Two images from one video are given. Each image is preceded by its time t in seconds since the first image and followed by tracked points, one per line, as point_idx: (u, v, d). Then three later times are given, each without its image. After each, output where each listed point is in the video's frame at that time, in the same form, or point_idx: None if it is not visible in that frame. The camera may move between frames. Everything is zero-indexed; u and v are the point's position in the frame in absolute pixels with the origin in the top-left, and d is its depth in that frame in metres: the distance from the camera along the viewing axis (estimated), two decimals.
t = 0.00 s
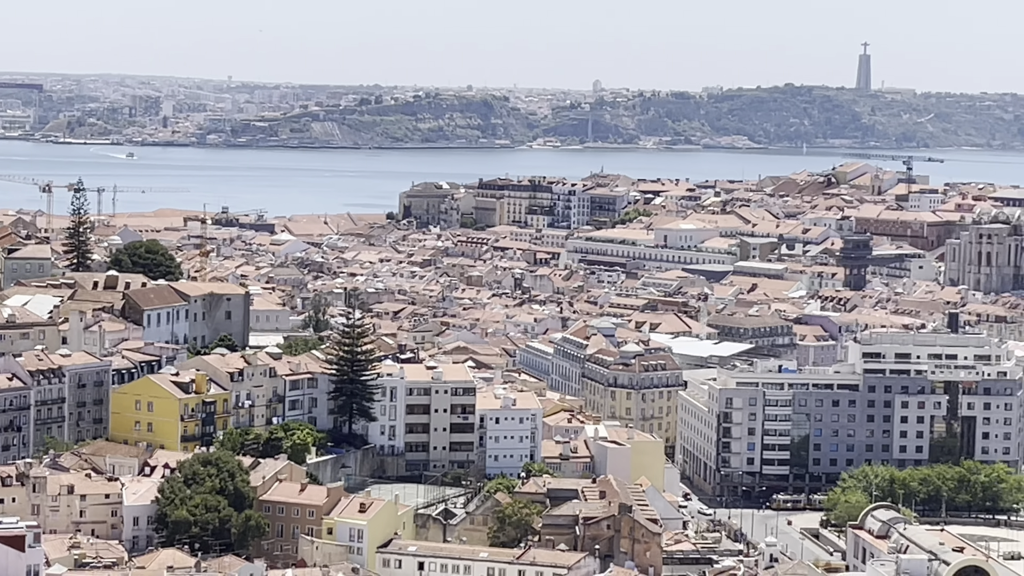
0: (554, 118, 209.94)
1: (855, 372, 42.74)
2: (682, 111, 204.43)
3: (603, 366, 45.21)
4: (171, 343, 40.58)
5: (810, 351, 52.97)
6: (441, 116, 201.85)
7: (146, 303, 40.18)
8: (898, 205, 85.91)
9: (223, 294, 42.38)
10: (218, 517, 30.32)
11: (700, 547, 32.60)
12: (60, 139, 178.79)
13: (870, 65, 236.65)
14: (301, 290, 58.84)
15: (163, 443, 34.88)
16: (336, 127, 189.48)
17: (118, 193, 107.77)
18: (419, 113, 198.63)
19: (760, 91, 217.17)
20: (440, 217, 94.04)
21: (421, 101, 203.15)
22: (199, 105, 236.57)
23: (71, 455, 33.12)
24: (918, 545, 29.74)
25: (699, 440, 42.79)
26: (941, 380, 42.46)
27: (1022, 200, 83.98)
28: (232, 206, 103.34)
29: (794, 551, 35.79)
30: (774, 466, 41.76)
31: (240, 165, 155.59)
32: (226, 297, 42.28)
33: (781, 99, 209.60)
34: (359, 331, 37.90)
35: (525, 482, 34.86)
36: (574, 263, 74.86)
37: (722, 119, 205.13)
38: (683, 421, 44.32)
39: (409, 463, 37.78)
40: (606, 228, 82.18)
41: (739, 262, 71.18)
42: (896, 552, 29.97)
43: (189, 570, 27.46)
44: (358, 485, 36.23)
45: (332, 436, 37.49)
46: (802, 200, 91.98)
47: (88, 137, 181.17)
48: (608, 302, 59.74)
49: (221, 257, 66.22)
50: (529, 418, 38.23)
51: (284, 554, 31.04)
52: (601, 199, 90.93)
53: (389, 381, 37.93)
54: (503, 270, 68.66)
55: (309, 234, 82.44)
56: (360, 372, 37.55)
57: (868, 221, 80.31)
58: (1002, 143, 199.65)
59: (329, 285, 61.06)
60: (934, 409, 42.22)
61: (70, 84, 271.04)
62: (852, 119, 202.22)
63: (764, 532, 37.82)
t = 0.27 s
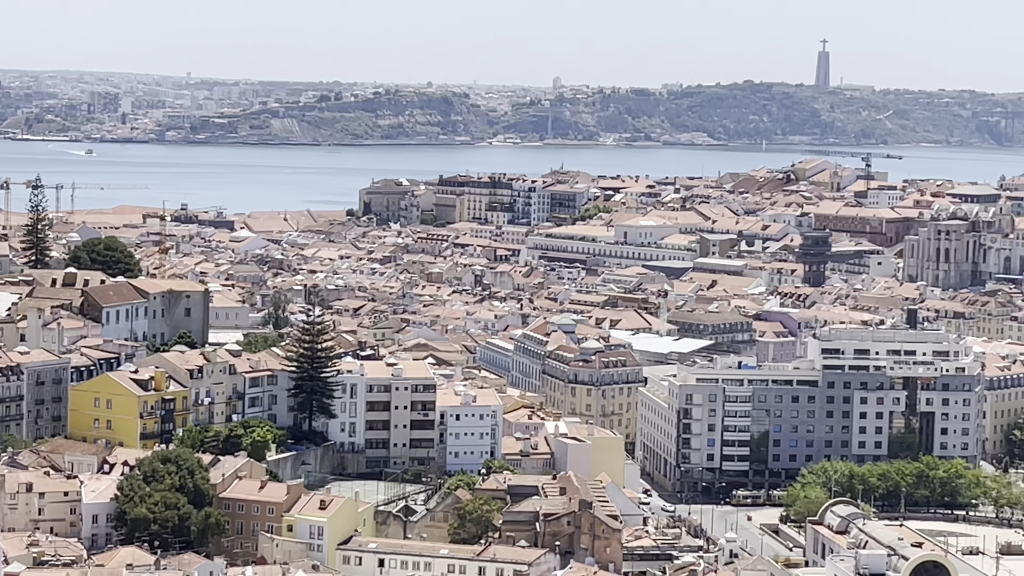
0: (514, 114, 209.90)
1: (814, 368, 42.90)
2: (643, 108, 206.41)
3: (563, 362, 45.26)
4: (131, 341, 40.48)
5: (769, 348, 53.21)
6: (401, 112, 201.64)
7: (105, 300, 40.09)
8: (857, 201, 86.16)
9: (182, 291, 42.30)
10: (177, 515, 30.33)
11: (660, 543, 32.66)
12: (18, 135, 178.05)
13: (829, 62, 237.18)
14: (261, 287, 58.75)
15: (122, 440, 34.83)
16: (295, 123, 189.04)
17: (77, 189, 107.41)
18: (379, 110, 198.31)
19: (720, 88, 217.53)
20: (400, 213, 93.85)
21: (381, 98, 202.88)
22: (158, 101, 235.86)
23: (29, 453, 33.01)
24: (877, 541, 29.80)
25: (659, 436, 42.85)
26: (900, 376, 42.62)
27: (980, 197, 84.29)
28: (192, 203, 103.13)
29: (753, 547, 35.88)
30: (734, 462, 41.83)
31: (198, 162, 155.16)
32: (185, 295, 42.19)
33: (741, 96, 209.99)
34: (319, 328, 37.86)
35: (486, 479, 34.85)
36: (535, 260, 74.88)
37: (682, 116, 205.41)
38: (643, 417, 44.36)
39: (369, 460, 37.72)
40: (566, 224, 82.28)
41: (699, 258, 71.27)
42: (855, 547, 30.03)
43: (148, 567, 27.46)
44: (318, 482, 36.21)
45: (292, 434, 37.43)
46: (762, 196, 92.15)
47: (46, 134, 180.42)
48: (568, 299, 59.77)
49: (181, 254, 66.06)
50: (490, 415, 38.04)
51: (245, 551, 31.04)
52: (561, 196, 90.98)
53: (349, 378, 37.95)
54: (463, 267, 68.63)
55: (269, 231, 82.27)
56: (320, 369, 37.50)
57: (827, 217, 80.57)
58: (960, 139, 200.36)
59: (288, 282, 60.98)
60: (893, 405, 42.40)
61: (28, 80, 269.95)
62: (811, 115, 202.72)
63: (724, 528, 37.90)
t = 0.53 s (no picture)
0: (476, 112, 209.90)
1: (776, 365, 42.90)
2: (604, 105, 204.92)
3: (525, 360, 45.28)
4: (92, 339, 40.39)
5: (732, 345, 53.30)
6: (363, 110, 201.45)
7: (65, 299, 40.00)
8: (819, 198, 86.41)
9: (143, 289, 42.22)
10: (140, 514, 30.26)
11: (623, 540, 32.69)
12: None
13: (791, 59, 237.69)
14: (222, 285, 58.64)
15: (84, 439, 34.78)
16: (257, 121, 188.61)
17: (38, 187, 107.02)
18: (341, 108, 198.04)
19: (682, 85, 217.90)
20: (362, 211, 93.64)
21: (344, 95, 202.59)
22: (119, 99, 235.15)
23: None
24: (838, 537, 29.91)
25: (622, 433, 42.90)
26: (862, 372, 42.64)
27: (941, 193, 84.56)
28: (153, 201, 102.85)
29: (716, 544, 35.98)
30: (696, 459, 41.94)
31: (159, 160, 154.72)
32: (146, 293, 42.11)
33: (703, 94, 210.33)
34: (281, 325, 37.80)
35: (448, 477, 34.87)
36: (497, 257, 74.91)
37: (644, 114, 205.71)
38: (606, 414, 44.38)
39: (332, 458, 37.66)
40: (528, 222, 82.35)
41: (661, 255, 71.37)
42: (817, 543, 30.12)
43: (109, 566, 27.43)
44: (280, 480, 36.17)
45: (254, 432, 37.38)
46: (724, 194, 92.35)
47: (6, 132, 179.66)
48: (530, 296, 59.82)
49: (142, 252, 65.89)
50: (452, 411, 38.12)
51: (207, 550, 30.98)
52: (523, 193, 91.01)
53: (311, 376, 37.84)
54: (425, 265, 68.62)
55: (230, 229, 82.15)
56: (282, 367, 37.45)
57: (789, 214, 80.84)
58: (921, 136, 201.00)
59: (250, 280, 60.89)
60: (855, 402, 42.51)
61: None
62: (772, 113, 203.17)
63: (686, 525, 37.99)
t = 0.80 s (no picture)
0: (439, 110, 209.72)
1: (740, 362, 42.99)
2: (570, 103, 205.44)
3: (490, 358, 45.28)
4: (55, 338, 40.25)
5: (696, 342, 53.34)
6: (326, 108, 201.07)
7: (28, 298, 39.88)
8: (782, 196, 86.56)
9: (107, 288, 42.11)
10: (103, 513, 30.20)
11: (588, 537, 32.71)
12: None
13: (754, 57, 238.01)
14: (186, 283, 58.50)
15: (47, 439, 34.68)
16: (220, 119, 188.06)
17: None
18: (305, 106, 197.54)
19: (646, 83, 218.09)
20: (326, 209, 93.32)
21: (307, 93, 202.16)
22: (81, 97, 234.37)
23: None
24: (803, 533, 29.96)
25: (586, 431, 42.94)
26: (825, 369, 42.74)
27: (903, 190, 84.74)
28: (116, 200, 102.50)
29: (681, 541, 36.06)
30: (661, 456, 42.03)
31: (122, 158, 154.09)
32: (110, 292, 42.00)
33: (666, 91, 210.52)
34: (245, 324, 37.78)
35: (413, 475, 34.86)
36: (461, 255, 74.85)
37: (608, 111, 205.95)
38: (571, 412, 44.40)
39: (297, 457, 37.66)
40: (492, 220, 82.32)
41: (625, 253, 71.40)
42: (781, 540, 30.16)
43: (74, 566, 27.35)
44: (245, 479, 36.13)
45: (218, 431, 37.35)
46: (687, 192, 92.42)
47: None
48: (495, 294, 59.80)
49: (105, 251, 65.67)
50: (417, 410, 37.99)
51: (171, 549, 30.82)
52: (487, 191, 90.98)
53: (275, 374, 37.85)
54: (390, 263, 68.51)
55: (194, 227, 81.88)
56: (246, 366, 37.41)
57: (753, 212, 80.99)
58: (883, 133, 201.48)
59: (214, 278, 60.74)
60: (819, 398, 42.61)
61: None
62: (735, 110, 203.46)
63: (651, 522, 38.04)
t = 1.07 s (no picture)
0: (405, 109, 209.46)
1: (707, 360, 43.04)
2: (534, 103, 204.19)
3: (456, 357, 45.28)
4: (20, 339, 40.16)
5: (662, 340, 53.41)
6: (292, 108, 200.70)
7: None
8: (747, 194, 86.75)
9: (72, 289, 41.99)
10: (69, 514, 30.07)
11: (555, 537, 32.74)
12: None
13: (719, 56, 238.33)
14: (151, 284, 58.35)
15: (11, 440, 34.58)
16: (185, 119, 187.57)
17: None
18: (270, 105, 197.14)
19: (611, 82, 218.23)
20: (292, 209, 93.16)
21: (272, 93, 201.71)
22: (45, 98, 233.51)
23: None
24: (769, 531, 30.02)
25: (553, 430, 42.95)
26: (791, 368, 42.81)
27: (868, 189, 84.96)
28: (81, 200, 102.17)
29: (648, 539, 36.10)
30: (628, 455, 42.02)
31: (87, 159, 153.57)
32: (75, 292, 41.88)
33: (631, 90, 210.73)
34: (211, 325, 37.74)
35: (380, 475, 34.81)
36: (427, 255, 74.80)
37: (573, 110, 205.04)
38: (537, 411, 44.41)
39: (263, 457, 37.62)
40: (458, 219, 82.28)
41: (591, 252, 71.43)
42: (748, 538, 30.21)
43: (40, 568, 27.28)
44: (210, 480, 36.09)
45: (184, 431, 37.30)
46: (653, 191, 92.51)
47: None
48: (461, 293, 59.78)
49: (70, 252, 65.44)
50: (384, 410, 37.90)
51: (137, 550, 30.89)
52: (453, 191, 90.91)
53: (241, 375, 37.77)
54: (355, 263, 68.45)
55: (159, 228, 81.69)
56: (212, 366, 37.35)
57: (718, 211, 81.14)
58: (848, 132, 201.96)
59: (180, 279, 60.60)
60: (785, 396, 42.64)
61: None
62: (701, 109, 203.77)
63: (618, 520, 38.11)
